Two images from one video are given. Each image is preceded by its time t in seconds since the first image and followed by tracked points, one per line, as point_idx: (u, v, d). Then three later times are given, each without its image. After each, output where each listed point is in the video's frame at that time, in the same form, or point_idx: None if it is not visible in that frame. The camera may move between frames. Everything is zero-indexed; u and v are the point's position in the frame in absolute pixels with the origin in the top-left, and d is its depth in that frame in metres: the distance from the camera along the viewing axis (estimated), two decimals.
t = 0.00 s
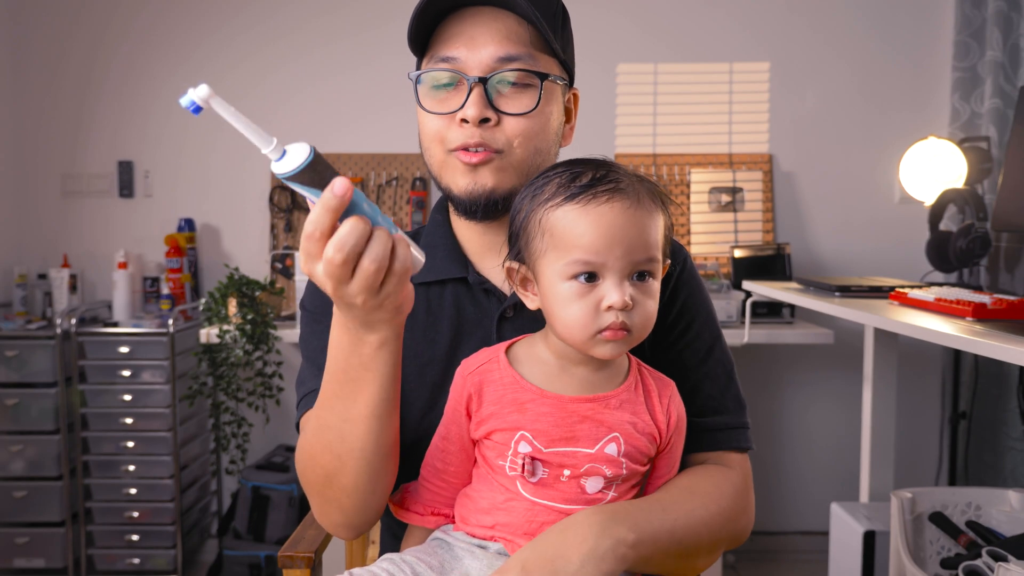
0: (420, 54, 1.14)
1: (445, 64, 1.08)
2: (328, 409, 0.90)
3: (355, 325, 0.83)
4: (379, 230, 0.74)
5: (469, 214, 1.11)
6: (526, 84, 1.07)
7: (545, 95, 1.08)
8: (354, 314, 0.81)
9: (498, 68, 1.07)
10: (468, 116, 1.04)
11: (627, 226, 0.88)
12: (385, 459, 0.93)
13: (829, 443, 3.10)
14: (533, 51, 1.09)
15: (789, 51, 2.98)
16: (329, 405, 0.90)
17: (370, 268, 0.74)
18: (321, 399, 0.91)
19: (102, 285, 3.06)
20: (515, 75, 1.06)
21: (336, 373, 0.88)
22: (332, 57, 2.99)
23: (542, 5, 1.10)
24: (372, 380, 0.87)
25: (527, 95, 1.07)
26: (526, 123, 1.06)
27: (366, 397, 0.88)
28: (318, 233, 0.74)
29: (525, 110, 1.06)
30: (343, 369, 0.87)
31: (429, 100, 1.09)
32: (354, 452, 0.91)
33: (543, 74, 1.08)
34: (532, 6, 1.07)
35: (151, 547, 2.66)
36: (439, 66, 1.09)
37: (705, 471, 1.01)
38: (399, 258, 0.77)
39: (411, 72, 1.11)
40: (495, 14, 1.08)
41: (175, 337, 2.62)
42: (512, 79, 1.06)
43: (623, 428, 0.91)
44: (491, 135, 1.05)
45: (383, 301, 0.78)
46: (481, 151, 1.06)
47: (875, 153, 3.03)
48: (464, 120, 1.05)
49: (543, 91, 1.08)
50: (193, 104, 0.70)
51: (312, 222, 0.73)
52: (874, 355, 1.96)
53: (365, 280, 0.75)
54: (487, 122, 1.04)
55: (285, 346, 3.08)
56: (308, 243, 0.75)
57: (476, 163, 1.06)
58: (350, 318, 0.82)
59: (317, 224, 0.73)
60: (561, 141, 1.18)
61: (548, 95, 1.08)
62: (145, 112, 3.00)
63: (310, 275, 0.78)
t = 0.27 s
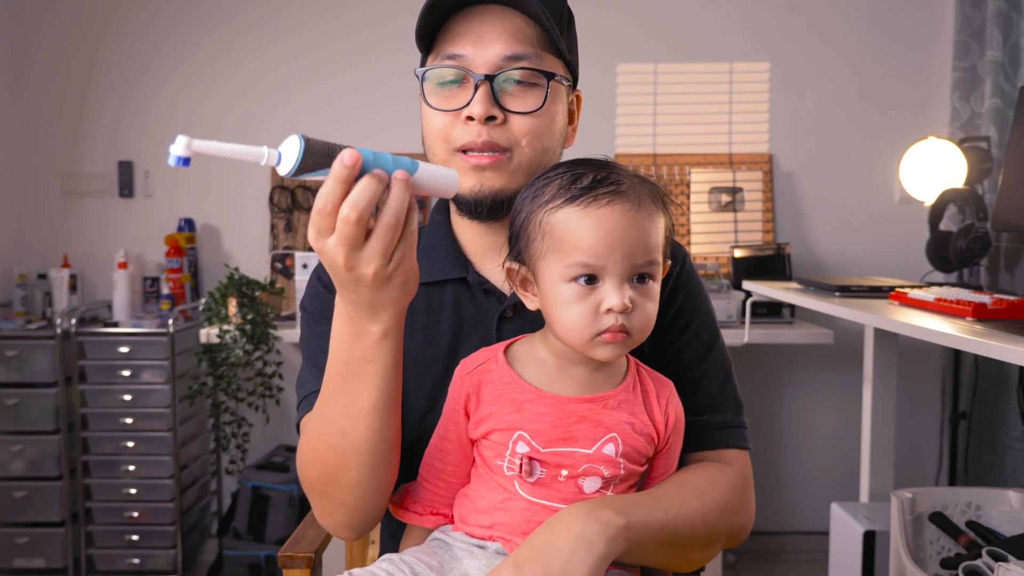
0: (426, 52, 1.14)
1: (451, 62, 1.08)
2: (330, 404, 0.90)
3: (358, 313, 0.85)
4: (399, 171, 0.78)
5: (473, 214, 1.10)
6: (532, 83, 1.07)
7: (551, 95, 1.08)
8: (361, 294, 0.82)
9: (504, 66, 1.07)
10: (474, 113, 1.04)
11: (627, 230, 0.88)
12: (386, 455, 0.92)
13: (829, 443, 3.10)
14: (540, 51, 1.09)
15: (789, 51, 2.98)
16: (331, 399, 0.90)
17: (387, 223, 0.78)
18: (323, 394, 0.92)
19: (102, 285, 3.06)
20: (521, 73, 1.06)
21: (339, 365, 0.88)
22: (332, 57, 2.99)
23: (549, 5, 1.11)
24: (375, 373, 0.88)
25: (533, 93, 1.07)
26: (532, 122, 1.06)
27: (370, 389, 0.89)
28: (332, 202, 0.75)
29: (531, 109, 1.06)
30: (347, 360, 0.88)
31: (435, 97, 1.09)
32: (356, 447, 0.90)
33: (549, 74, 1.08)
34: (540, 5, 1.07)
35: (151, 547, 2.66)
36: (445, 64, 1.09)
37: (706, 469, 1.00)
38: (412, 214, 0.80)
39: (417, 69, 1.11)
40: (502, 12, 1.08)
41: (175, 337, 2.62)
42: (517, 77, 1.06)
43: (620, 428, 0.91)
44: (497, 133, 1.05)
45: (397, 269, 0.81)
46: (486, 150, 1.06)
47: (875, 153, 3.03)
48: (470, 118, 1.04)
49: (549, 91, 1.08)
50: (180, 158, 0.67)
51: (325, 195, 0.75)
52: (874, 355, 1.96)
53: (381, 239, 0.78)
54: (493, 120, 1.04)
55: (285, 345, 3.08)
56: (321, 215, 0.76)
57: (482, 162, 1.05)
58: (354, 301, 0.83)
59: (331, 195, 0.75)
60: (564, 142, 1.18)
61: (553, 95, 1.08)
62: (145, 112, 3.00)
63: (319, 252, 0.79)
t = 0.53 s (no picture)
0: (422, 54, 1.14)
1: (447, 64, 1.08)
2: (326, 424, 0.91)
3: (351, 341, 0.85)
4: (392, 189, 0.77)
5: (470, 217, 1.10)
6: (528, 83, 1.07)
7: (546, 95, 1.08)
8: (356, 324, 0.82)
9: (499, 68, 1.07)
10: (470, 115, 1.04)
11: (605, 245, 0.86)
12: (384, 469, 0.94)
13: (829, 443, 3.09)
14: (535, 51, 1.09)
15: (789, 51, 2.98)
16: (326, 419, 0.91)
17: (381, 252, 0.78)
18: (319, 412, 0.93)
19: (102, 285, 3.07)
20: (517, 74, 1.06)
21: (334, 387, 0.89)
22: (331, 57, 2.99)
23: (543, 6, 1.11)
24: (370, 394, 0.89)
25: (528, 94, 1.07)
26: (528, 123, 1.06)
27: (365, 410, 0.89)
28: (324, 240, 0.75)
29: (527, 110, 1.06)
30: (342, 381, 0.88)
31: (430, 100, 1.09)
32: (354, 463, 0.92)
33: (545, 75, 1.08)
34: (535, 6, 1.07)
35: (151, 547, 2.66)
36: (440, 66, 1.09)
37: (708, 463, 1.01)
38: (404, 238, 0.80)
39: (413, 72, 1.11)
40: (496, 14, 1.08)
41: (175, 337, 2.62)
42: (513, 78, 1.06)
43: (622, 425, 0.91)
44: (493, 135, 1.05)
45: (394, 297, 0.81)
46: (482, 152, 1.05)
47: (875, 153, 3.03)
48: (466, 120, 1.04)
49: (545, 91, 1.08)
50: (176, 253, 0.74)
51: (316, 235, 0.75)
52: (874, 355, 1.96)
53: (377, 271, 0.78)
54: (489, 121, 1.04)
55: (285, 346, 3.08)
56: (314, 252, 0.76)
57: (478, 163, 1.05)
58: (351, 330, 0.83)
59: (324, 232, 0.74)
60: (561, 142, 1.18)
61: (549, 95, 1.09)
62: (145, 112, 3.00)
63: (312, 289, 0.79)
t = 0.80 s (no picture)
0: (420, 55, 1.14)
1: (444, 64, 1.08)
2: (320, 433, 0.93)
3: (342, 352, 0.86)
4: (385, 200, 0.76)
5: (470, 216, 1.10)
6: (526, 82, 1.07)
7: (544, 94, 1.08)
8: (344, 335, 0.82)
9: (497, 67, 1.07)
10: (468, 115, 1.04)
11: (533, 257, 0.87)
12: (380, 474, 0.95)
13: (829, 443, 3.10)
14: (532, 50, 1.09)
15: (789, 51, 2.98)
16: (320, 428, 0.92)
17: (367, 265, 0.77)
18: (313, 421, 0.94)
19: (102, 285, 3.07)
20: (514, 73, 1.06)
21: (327, 398, 0.90)
22: (331, 56, 2.99)
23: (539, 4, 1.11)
24: (362, 405, 0.90)
25: (527, 93, 1.07)
26: (527, 122, 1.06)
27: (357, 419, 0.91)
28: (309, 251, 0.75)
29: (524, 109, 1.06)
30: (334, 392, 0.89)
31: (429, 100, 1.09)
32: (349, 471, 0.93)
33: (542, 73, 1.08)
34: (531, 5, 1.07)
35: (151, 547, 2.66)
36: (438, 66, 1.09)
37: (720, 448, 1.01)
38: (393, 251, 0.80)
39: (410, 73, 1.11)
40: (492, 14, 1.08)
41: (175, 337, 2.62)
42: (511, 77, 1.06)
43: (614, 422, 0.90)
44: (492, 134, 1.05)
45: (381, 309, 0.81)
46: (481, 151, 1.05)
47: (875, 153, 3.03)
48: (464, 120, 1.04)
49: (543, 90, 1.08)
50: (167, 266, 0.80)
51: (300, 247, 0.74)
52: (874, 355, 1.96)
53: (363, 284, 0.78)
54: (488, 120, 1.04)
55: (284, 345, 3.08)
56: (300, 263, 0.76)
57: (477, 163, 1.05)
58: (342, 342, 0.84)
59: (309, 244, 0.74)
60: (559, 141, 1.18)
61: (547, 93, 1.08)
62: (145, 111, 3.00)
63: (300, 300, 0.79)
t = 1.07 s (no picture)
0: (421, 55, 1.14)
1: (446, 64, 1.08)
2: (318, 435, 0.94)
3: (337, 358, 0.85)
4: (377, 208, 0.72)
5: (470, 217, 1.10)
6: (527, 83, 1.07)
7: (546, 95, 1.08)
8: (335, 341, 0.81)
9: (499, 68, 1.07)
10: (470, 116, 1.04)
11: (491, 276, 0.85)
12: (376, 477, 0.95)
13: (829, 443, 3.09)
14: (534, 51, 1.08)
15: (789, 51, 2.98)
16: (318, 430, 0.94)
17: (356, 275, 0.75)
18: (312, 423, 0.95)
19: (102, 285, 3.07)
20: (516, 73, 1.06)
21: (323, 400, 0.91)
22: (331, 57, 2.99)
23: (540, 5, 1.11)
24: (358, 408, 0.90)
25: (528, 94, 1.06)
26: (529, 123, 1.06)
27: (353, 422, 0.91)
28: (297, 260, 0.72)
29: (526, 110, 1.06)
30: (331, 395, 0.90)
31: (430, 101, 1.09)
32: (345, 473, 0.94)
33: (544, 74, 1.08)
34: (533, 5, 1.07)
35: (151, 547, 2.66)
36: (440, 67, 1.09)
37: (713, 427, 0.99)
38: (385, 260, 0.77)
39: (412, 73, 1.11)
40: (494, 14, 1.08)
41: (175, 337, 2.62)
42: (512, 78, 1.06)
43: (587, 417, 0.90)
44: (494, 135, 1.05)
45: (371, 318, 0.79)
46: (483, 152, 1.06)
47: (875, 153, 3.03)
48: (466, 120, 1.05)
49: (545, 91, 1.07)
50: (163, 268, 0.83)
51: (289, 253, 0.72)
52: (874, 355, 1.96)
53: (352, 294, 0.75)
54: (490, 121, 1.04)
55: (285, 346, 3.08)
56: (287, 273, 0.73)
57: (478, 163, 1.06)
58: (335, 348, 0.83)
59: (297, 252, 0.72)
60: (560, 141, 1.18)
61: (549, 94, 1.08)
62: (145, 111, 3.00)
63: (289, 304, 0.76)
